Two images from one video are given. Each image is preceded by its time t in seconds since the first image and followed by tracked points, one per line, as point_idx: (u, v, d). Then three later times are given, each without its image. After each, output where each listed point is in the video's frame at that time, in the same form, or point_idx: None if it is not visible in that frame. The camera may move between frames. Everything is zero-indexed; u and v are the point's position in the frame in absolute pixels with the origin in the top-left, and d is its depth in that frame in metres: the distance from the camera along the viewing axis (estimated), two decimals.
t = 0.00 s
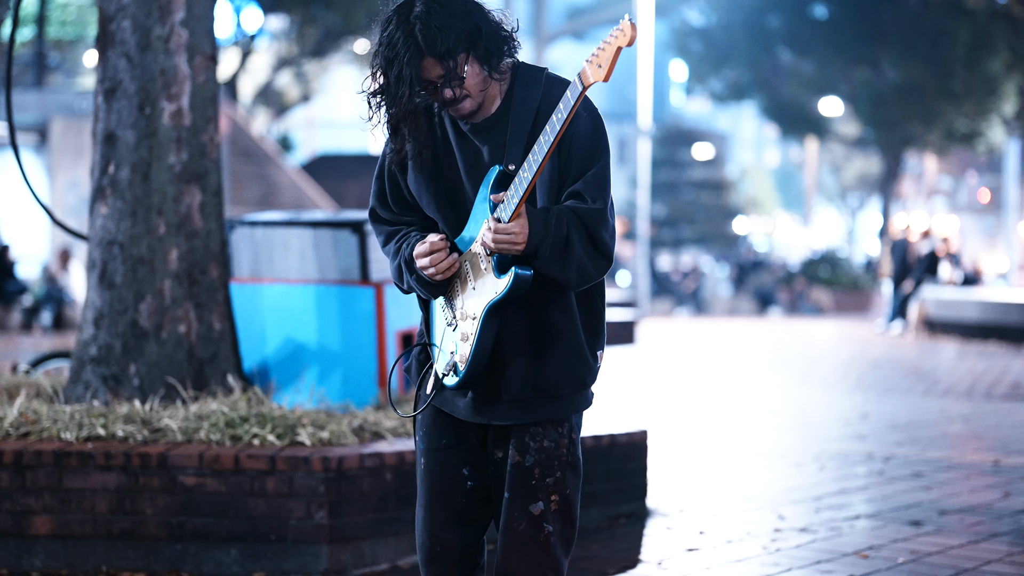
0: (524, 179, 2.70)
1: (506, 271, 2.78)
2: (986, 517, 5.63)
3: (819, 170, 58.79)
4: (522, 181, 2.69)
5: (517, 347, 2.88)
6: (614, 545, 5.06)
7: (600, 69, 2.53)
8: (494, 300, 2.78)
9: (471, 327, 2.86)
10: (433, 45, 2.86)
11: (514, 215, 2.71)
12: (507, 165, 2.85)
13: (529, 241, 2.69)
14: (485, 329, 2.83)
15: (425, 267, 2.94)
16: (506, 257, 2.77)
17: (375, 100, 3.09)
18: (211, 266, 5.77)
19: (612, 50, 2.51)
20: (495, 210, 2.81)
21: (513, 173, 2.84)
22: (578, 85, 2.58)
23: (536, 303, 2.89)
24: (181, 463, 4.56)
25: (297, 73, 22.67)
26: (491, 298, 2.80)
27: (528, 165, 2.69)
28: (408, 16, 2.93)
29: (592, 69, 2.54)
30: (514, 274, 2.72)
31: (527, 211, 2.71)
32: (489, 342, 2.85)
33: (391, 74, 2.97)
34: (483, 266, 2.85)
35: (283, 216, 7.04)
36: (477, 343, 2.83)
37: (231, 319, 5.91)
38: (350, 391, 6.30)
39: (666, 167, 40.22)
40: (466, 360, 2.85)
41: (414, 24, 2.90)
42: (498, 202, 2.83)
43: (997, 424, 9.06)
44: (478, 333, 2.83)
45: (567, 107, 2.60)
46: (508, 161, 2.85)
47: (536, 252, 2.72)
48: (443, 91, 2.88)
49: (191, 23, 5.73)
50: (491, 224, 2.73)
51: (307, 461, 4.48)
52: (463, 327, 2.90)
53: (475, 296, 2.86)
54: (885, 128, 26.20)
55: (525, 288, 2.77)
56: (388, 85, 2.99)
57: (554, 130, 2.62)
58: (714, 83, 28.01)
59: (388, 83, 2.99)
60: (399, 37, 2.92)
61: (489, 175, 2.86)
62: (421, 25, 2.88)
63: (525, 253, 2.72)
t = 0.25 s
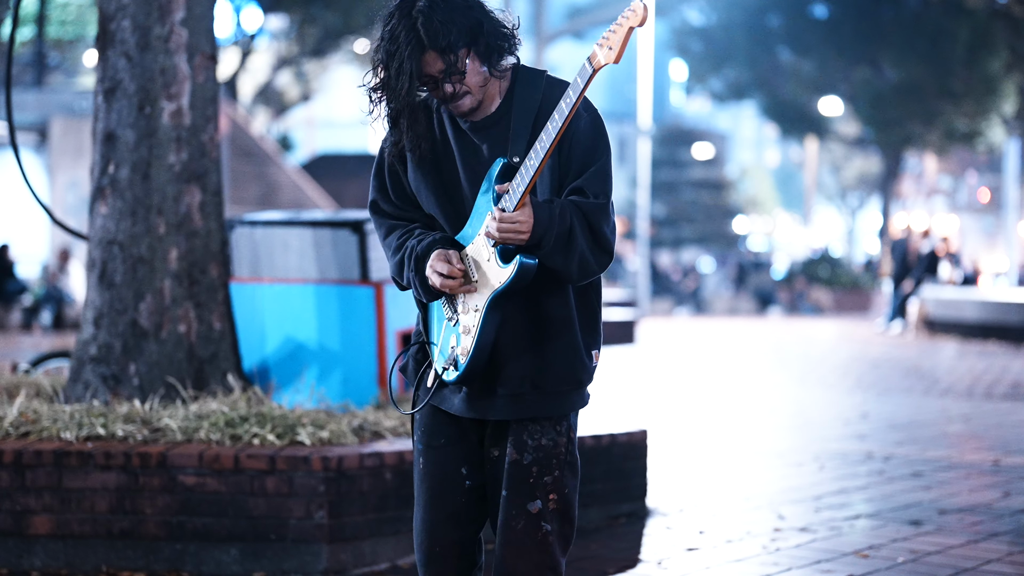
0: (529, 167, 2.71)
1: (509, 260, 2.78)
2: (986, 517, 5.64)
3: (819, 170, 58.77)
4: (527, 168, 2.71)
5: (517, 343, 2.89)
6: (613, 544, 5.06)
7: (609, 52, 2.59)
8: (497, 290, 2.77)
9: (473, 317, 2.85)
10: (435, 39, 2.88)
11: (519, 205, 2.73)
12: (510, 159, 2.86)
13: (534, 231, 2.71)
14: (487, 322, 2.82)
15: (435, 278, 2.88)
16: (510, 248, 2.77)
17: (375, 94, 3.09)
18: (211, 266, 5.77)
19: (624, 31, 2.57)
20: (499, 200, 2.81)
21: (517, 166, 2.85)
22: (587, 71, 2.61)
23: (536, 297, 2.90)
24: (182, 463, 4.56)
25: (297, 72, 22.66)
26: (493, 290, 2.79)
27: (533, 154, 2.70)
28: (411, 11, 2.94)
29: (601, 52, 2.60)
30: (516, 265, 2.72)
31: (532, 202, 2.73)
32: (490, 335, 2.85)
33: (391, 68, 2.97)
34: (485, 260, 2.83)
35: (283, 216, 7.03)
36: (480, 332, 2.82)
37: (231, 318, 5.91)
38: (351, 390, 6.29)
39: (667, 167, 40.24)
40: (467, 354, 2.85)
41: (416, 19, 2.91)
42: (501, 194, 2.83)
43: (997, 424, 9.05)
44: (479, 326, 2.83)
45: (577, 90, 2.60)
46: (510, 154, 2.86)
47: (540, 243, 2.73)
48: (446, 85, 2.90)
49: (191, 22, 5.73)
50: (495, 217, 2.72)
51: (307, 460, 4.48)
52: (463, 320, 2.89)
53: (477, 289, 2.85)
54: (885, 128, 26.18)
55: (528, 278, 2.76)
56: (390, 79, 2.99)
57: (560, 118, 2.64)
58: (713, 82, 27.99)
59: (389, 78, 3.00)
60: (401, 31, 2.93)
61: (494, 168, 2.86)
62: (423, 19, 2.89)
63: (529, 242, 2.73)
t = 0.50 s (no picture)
0: (536, 162, 2.72)
1: (515, 255, 2.79)
2: (986, 517, 5.64)
3: (819, 170, 58.77)
4: (534, 163, 2.72)
5: (517, 342, 2.90)
6: (613, 543, 5.06)
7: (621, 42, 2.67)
8: (503, 283, 2.77)
9: (475, 315, 2.85)
10: (441, 41, 2.87)
11: (524, 199, 2.74)
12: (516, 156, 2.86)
13: (539, 225, 2.72)
14: (489, 317, 2.82)
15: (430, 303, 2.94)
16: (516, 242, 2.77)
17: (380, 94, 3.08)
18: (211, 265, 5.77)
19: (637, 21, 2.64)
20: (504, 196, 2.81)
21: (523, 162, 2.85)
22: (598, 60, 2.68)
23: (537, 293, 2.91)
24: (181, 462, 4.56)
25: (297, 71, 22.65)
26: (497, 284, 2.80)
27: (541, 147, 2.72)
28: (416, 11, 2.93)
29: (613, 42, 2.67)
30: (522, 258, 2.73)
31: (538, 196, 2.73)
32: (492, 331, 2.85)
33: (397, 68, 2.96)
34: (490, 254, 2.83)
35: (284, 215, 7.02)
36: (482, 327, 2.82)
37: (231, 318, 5.91)
38: (350, 390, 6.29)
39: (667, 167, 40.24)
40: (468, 350, 2.84)
41: (422, 20, 2.90)
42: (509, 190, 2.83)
43: (997, 424, 9.04)
44: (482, 321, 2.83)
45: (585, 83, 2.60)
46: (517, 152, 2.86)
47: (544, 239, 2.74)
48: (449, 88, 2.89)
49: (191, 21, 5.73)
50: (502, 213, 2.73)
51: (307, 459, 4.48)
52: (464, 316, 2.89)
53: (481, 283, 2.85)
54: (885, 128, 26.16)
55: (533, 272, 2.77)
56: (396, 80, 2.98)
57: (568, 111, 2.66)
58: (713, 82, 27.97)
59: (394, 77, 2.98)
60: (407, 31, 2.91)
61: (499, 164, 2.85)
62: (429, 21, 2.89)
63: (534, 237, 2.74)
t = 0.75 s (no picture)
0: (548, 157, 2.74)
1: (520, 248, 2.80)
2: (985, 517, 5.64)
3: (818, 170, 58.77)
4: (546, 157, 2.73)
5: (516, 339, 2.90)
6: (613, 543, 5.06)
7: (643, 37, 2.73)
8: (508, 276, 2.78)
9: (477, 308, 2.85)
10: (451, 37, 2.89)
11: (534, 193, 2.76)
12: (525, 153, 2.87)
13: (547, 221, 2.75)
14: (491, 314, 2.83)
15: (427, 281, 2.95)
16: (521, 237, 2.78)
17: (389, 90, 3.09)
18: (211, 265, 5.77)
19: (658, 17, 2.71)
20: (513, 190, 2.82)
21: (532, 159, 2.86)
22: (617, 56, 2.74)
23: (537, 291, 2.91)
24: (181, 462, 4.56)
25: (297, 71, 22.64)
26: (502, 279, 2.80)
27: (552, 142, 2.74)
28: (425, 10, 2.96)
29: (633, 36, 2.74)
30: (528, 251, 2.74)
31: (547, 193, 2.76)
32: (493, 327, 2.85)
33: (405, 62, 2.97)
34: (494, 249, 2.83)
35: (283, 214, 7.02)
36: (485, 318, 2.82)
37: (230, 317, 5.92)
38: (349, 390, 6.29)
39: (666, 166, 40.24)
40: (467, 346, 2.84)
41: (431, 17, 2.92)
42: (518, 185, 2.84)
43: (996, 424, 9.04)
44: (483, 318, 2.83)
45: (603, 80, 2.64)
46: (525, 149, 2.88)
47: (551, 236, 2.76)
48: (457, 85, 2.90)
49: (190, 21, 5.73)
50: (511, 207, 2.74)
51: (307, 459, 4.48)
52: (465, 311, 2.89)
53: (484, 278, 2.85)
54: (885, 128, 26.15)
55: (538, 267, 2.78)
56: (403, 77, 2.99)
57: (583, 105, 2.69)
58: (713, 82, 27.97)
59: (402, 73, 2.99)
60: (417, 28, 2.93)
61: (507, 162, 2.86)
62: (439, 17, 2.91)
63: (541, 232, 2.76)
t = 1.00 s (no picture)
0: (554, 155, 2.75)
1: (522, 246, 2.81)
2: (985, 517, 5.64)
3: (818, 169, 58.80)
4: (552, 156, 2.74)
5: (512, 337, 2.90)
6: (613, 543, 5.06)
7: (655, 37, 2.76)
8: (509, 273, 2.79)
9: (476, 304, 2.85)
10: (464, 30, 2.90)
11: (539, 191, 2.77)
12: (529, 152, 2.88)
13: (550, 220, 2.75)
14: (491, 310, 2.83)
15: (442, 255, 2.87)
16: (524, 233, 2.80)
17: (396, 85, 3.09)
18: (211, 265, 5.77)
19: (673, 19, 2.75)
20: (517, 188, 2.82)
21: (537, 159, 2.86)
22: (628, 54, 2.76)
23: (533, 289, 2.91)
24: (181, 461, 4.56)
25: (296, 71, 22.63)
26: (503, 274, 2.81)
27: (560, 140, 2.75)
28: (438, 4, 2.97)
29: (647, 37, 2.76)
30: (532, 247, 2.75)
31: (551, 192, 2.77)
32: (491, 324, 2.85)
33: (415, 58, 2.97)
34: (497, 245, 2.84)
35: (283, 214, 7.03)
36: (483, 314, 2.82)
37: (230, 317, 5.92)
38: (349, 390, 6.29)
39: (666, 166, 40.23)
40: (464, 344, 2.84)
41: (445, 11, 2.93)
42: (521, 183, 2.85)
43: (996, 424, 9.04)
44: (481, 317, 2.83)
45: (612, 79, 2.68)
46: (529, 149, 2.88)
47: (553, 235, 2.77)
48: (465, 80, 2.91)
49: (190, 21, 5.73)
50: (514, 203, 2.75)
51: (306, 459, 4.48)
52: (464, 307, 2.88)
53: (484, 275, 2.85)
54: (884, 128, 26.14)
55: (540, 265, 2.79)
56: (412, 70, 2.99)
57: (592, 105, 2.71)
58: (713, 82, 27.96)
59: (411, 67, 2.99)
60: (430, 22, 2.94)
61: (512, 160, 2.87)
62: (453, 11, 2.92)
63: (544, 230, 2.77)
